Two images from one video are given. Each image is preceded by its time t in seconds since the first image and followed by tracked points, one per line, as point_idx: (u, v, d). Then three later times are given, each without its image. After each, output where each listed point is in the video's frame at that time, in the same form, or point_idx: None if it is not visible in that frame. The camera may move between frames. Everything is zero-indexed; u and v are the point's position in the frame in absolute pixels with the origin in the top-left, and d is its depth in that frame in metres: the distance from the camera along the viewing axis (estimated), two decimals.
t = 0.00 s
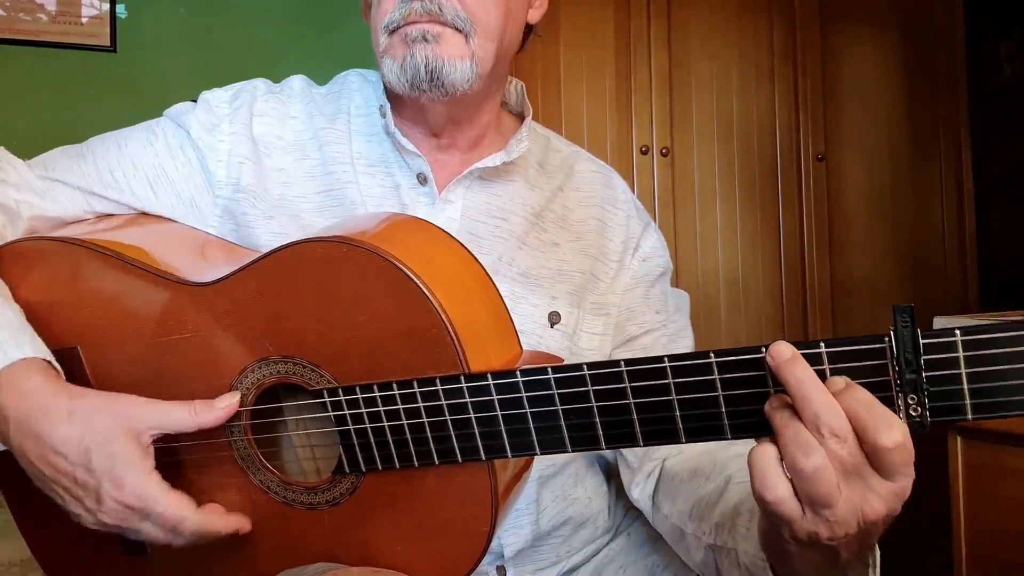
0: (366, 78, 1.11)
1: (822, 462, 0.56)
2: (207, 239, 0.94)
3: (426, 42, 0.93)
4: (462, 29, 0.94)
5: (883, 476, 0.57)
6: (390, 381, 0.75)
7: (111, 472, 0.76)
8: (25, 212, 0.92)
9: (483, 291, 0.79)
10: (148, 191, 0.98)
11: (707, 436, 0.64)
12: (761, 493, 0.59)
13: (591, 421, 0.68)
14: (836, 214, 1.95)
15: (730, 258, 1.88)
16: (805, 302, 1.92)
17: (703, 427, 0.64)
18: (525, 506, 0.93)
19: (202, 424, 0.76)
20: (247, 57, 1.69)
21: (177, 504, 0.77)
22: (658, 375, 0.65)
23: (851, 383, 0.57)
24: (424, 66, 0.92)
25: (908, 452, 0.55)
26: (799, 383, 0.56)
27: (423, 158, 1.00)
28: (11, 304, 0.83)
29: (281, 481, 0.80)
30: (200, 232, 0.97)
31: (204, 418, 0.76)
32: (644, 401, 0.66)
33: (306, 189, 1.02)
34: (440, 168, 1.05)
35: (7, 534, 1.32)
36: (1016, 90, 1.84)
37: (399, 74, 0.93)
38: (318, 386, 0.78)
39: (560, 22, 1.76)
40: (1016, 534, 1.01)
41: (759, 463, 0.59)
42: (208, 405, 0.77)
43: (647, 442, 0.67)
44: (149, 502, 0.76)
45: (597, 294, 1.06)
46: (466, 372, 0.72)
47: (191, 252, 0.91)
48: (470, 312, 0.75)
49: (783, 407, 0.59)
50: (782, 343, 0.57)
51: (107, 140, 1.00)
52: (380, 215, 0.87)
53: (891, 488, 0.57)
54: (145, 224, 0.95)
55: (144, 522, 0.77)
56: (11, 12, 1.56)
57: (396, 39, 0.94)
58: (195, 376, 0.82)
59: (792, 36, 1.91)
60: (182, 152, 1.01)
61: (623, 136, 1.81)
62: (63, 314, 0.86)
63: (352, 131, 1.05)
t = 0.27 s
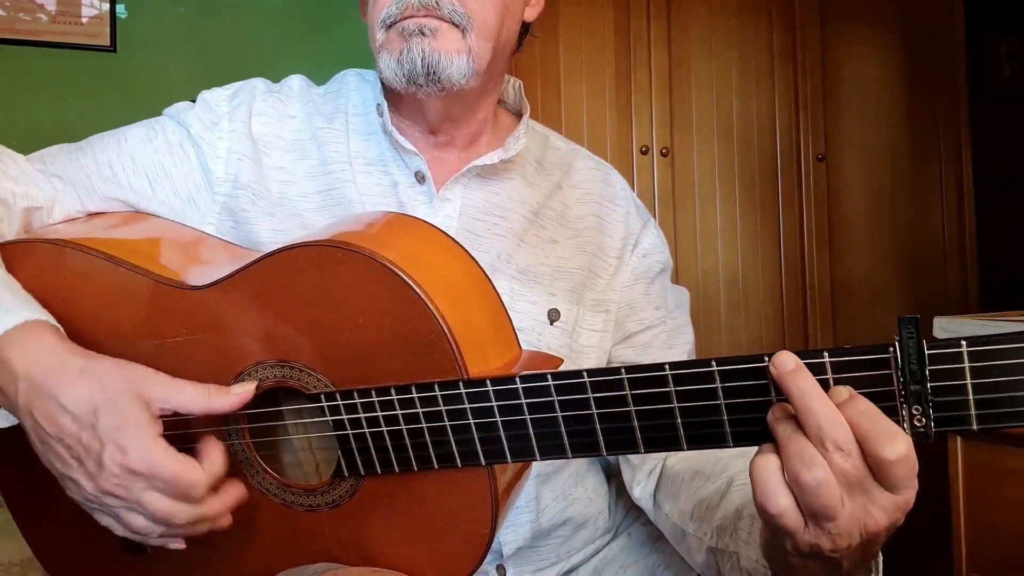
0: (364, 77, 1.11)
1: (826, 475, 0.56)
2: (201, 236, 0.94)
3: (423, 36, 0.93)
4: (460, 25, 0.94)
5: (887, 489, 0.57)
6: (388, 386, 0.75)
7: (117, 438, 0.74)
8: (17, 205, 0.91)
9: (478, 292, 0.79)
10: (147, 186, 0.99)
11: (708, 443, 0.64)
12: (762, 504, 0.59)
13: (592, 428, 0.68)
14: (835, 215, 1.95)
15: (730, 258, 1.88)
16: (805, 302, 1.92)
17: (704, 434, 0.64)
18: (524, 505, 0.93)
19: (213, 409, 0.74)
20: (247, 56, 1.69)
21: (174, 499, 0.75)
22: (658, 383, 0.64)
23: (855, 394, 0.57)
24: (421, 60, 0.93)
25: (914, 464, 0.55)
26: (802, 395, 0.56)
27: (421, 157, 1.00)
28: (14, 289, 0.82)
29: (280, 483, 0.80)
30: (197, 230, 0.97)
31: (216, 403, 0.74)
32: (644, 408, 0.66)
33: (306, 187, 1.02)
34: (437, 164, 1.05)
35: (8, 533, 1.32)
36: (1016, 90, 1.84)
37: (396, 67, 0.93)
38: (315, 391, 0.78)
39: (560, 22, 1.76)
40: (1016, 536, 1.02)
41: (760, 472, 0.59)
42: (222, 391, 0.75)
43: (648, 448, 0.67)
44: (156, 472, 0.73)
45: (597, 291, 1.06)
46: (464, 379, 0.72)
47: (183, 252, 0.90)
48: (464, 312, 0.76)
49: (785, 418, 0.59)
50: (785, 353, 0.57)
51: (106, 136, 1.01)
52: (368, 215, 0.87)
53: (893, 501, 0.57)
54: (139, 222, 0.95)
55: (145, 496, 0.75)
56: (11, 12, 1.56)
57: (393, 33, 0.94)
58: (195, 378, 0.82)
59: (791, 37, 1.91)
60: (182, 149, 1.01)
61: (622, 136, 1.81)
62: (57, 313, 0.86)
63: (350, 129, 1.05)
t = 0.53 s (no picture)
0: (359, 77, 1.11)
1: (820, 472, 0.56)
2: (196, 237, 0.94)
3: (418, 38, 0.93)
4: (455, 26, 0.94)
5: (884, 486, 0.56)
6: (385, 387, 0.75)
7: (127, 467, 0.75)
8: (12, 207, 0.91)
9: (473, 290, 0.79)
10: (142, 187, 0.98)
11: (706, 442, 0.64)
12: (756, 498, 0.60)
13: (590, 427, 0.68)
14: (835, 214, 1.95)
15: (730, 258, 1.88)
16: (805, 301, 1.92)
17: (702, 433, 0.64)
18: (523, 504, 0.93)
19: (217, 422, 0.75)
20: (247, 57, 1.69)
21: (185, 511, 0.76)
22: (655, 381, 0.65)
23: (851, 391, 0.57)
24: (416, 61, 0.93)
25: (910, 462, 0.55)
26: (798, 393, 0.56)
27: (417, 157, 1.00)
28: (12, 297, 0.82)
29: (280, 484, 0.80)
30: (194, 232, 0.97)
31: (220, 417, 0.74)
32: (642, 408, 0.66)
33: (302, 188, 1.02)
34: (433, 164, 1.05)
35: (7, 534, 1.32)
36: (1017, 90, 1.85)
37: (391, 69, 0.93)
38: (312, 392, 0.78)
39: (560, 22, 1.76)
40: (1015, 534, 1.02)
41: (756, 468, 0.59)
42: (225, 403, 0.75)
43: (647, 447, 0.67)
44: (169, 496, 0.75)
45: (594, 288, 1.06)
46: (462, 379, 0.72)
47: (179, 253, 0.90)
48: (461, 311, 0.76)
49: (782, 416, 0.59)
50: (783, 352, 0.58)
51: (102, 138, 1.00)
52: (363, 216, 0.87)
53: (890, 498, 0.57)
54: (135, 224, 0.95)
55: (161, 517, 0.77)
56: (10, 12, 1.56)
57: (388, 35, 0.94)
58: (194, 380, 0.82)
59: (791, 37, 1.91)
60: (178, 150, 1.01)
61: (623, 136, 1.81)
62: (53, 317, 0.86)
63: (345, 130, 1.05)
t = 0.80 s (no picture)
0: (350, 79, 1.12)
1: (808, 460, 0.56)
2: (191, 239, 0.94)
3: (408, 43, 0.93)
4: (444, 31, 0.94)
5: (872, 475, 0.56)
6: (379, 384, 0.75)
7: (104, 453, 0.74)
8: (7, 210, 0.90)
9: (466, 291, 0.79)
10: (136, 194, 0.99)
11: (698, 435, 0.64)
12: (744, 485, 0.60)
13: (582, 421, 0.68)
14: (835, 214, 1.95)
15: (730, 258, 1.88)
16: (805, 301, 1.92)
17: (694, 426, 0.64)
18: (519, 503, 0.93)
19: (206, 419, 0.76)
20: (247, 58, 1.69)
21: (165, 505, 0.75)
22: (647, 375, 0.65)
23: (840, 381, 0.57)
24: (406, 67, 0.93)
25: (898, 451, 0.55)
26: (788, 382, 0.55)
27: (409, 158, 1.00)
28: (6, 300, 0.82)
29: (276, 484, 0.80)
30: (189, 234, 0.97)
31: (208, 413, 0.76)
32: (634, 400, 0.66)
33: (294, 191, 1.02)
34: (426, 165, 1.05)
35: (7, 534, 1.32)
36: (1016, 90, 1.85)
37: (382, 74, 0.94)
38: (307, 391, 0.78)
39: (560, 22, 1.76)
40: (1014, 534, 1.01)
41: (745, 456, 0.59)
42: (212, 400, 0.77)
43: (640, 440, 0.67)
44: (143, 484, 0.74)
45: (588, 285, 1.05)
46: (455, 374, 0.72)
47: (175, 258, 0.89)
48: (455, 312, 0.75)
49: (771, 406, 0.59)
50: (772, 343, 0.57)
51: (95, 146, 1.01)
52: (361, 216, 0.87)
53: (878, 487, 0.57)
54: (132, 227, 0.95)
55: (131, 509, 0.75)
56: (11, 12, 1.56)
57: (378, 39, 0.94)
58: (190, 381, 0.82)
59: (791, 37, 1.91)
60: (171, 155, 1.01)
61: (623, 136, 1.81)
62: (50, 320, 0.86)
63: (337, 131, 1.05)
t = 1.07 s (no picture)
0: (342, 82, 1.12)
1: (800, 445, 0.56)
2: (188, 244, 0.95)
3: (398, 48, 0.93)
4: (435, 36, 0.94)
5: (862, 458, 0.57)
6: (375, 382, 0.75)
7: (109, 473, 0.76)
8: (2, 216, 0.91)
9: (461, 289, 0.78)
10: (130, 200, 0.98)
11: (691, 425, 0.64)
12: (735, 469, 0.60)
13: (577, 414, 0.68)
14: (835, 215, 1.95)
15: (730, 258, 1.88)
16: (804, 301, 1.92)
17: (687, 415, 0.64)
18: (516, 502, 0.93)
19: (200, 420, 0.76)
20: (248, 58, 1.69)
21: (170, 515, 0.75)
22: (639, 366, 0.64)
23: (830, 366, 0.57)
24: (396, 72, 0.93)
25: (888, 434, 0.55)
26: (780, 369, 0.55)
27: (400, 160, 1.01)
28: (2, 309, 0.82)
29: (273, 485, 0.80)
30: (185, 239, 0.98)
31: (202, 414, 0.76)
32: (628, 391, 0.66)
33: (287, 195, 1.02)
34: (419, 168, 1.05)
35: (7, 534, 1.31)
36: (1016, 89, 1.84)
37: (372, 79, 0.93)
38: (305, 390, 0.78)
39: (560, 23, 1.76)
40: (1015, 534, 1.01)
41: (736, 440, 0.59)
42: (206, 400, 0.77)
43: (634, 432, 0.67)
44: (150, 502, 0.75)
45: (582, 285, 1.05)
46: (451, 370, 0.72)
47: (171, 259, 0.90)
48: (449, 310, 0.75)
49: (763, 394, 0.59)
50: (762, 330, 0.57)
51: (88, 153, 1.00)
52: (361, 215, 0.87)
53: (868, 470, 0.57)
54: (130, 231, 0.96)
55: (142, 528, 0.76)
56: (11, 12, 1.56)
57: (368, 45, 0.94)
58: (188, 382, 0.82)
59: (791, 37, 1.91)
60: (164, 160, 1.01)
61: (623, 136, 1.81)
62: (46, 329, 0.86)
63: (329, 134, 1.05)
